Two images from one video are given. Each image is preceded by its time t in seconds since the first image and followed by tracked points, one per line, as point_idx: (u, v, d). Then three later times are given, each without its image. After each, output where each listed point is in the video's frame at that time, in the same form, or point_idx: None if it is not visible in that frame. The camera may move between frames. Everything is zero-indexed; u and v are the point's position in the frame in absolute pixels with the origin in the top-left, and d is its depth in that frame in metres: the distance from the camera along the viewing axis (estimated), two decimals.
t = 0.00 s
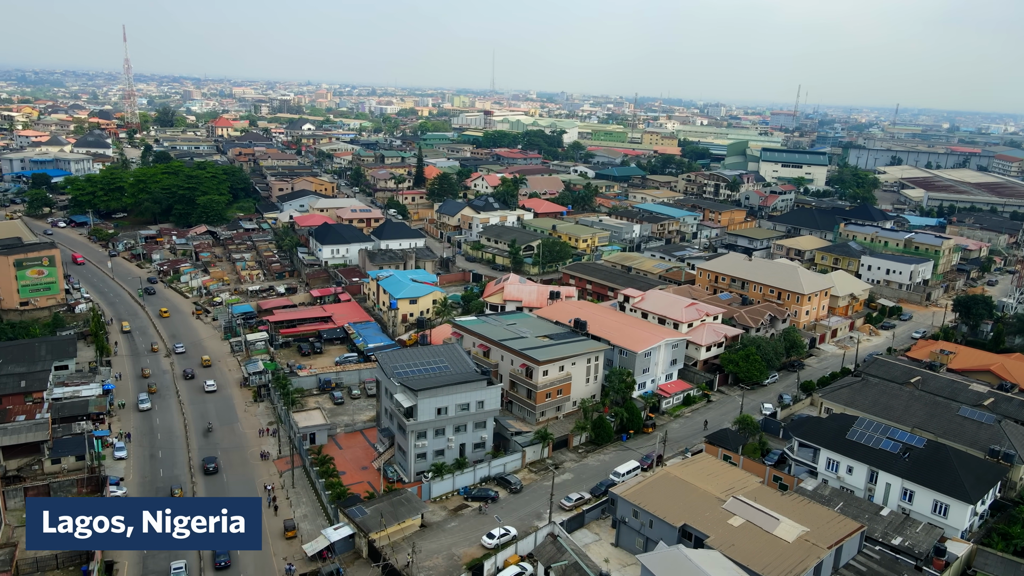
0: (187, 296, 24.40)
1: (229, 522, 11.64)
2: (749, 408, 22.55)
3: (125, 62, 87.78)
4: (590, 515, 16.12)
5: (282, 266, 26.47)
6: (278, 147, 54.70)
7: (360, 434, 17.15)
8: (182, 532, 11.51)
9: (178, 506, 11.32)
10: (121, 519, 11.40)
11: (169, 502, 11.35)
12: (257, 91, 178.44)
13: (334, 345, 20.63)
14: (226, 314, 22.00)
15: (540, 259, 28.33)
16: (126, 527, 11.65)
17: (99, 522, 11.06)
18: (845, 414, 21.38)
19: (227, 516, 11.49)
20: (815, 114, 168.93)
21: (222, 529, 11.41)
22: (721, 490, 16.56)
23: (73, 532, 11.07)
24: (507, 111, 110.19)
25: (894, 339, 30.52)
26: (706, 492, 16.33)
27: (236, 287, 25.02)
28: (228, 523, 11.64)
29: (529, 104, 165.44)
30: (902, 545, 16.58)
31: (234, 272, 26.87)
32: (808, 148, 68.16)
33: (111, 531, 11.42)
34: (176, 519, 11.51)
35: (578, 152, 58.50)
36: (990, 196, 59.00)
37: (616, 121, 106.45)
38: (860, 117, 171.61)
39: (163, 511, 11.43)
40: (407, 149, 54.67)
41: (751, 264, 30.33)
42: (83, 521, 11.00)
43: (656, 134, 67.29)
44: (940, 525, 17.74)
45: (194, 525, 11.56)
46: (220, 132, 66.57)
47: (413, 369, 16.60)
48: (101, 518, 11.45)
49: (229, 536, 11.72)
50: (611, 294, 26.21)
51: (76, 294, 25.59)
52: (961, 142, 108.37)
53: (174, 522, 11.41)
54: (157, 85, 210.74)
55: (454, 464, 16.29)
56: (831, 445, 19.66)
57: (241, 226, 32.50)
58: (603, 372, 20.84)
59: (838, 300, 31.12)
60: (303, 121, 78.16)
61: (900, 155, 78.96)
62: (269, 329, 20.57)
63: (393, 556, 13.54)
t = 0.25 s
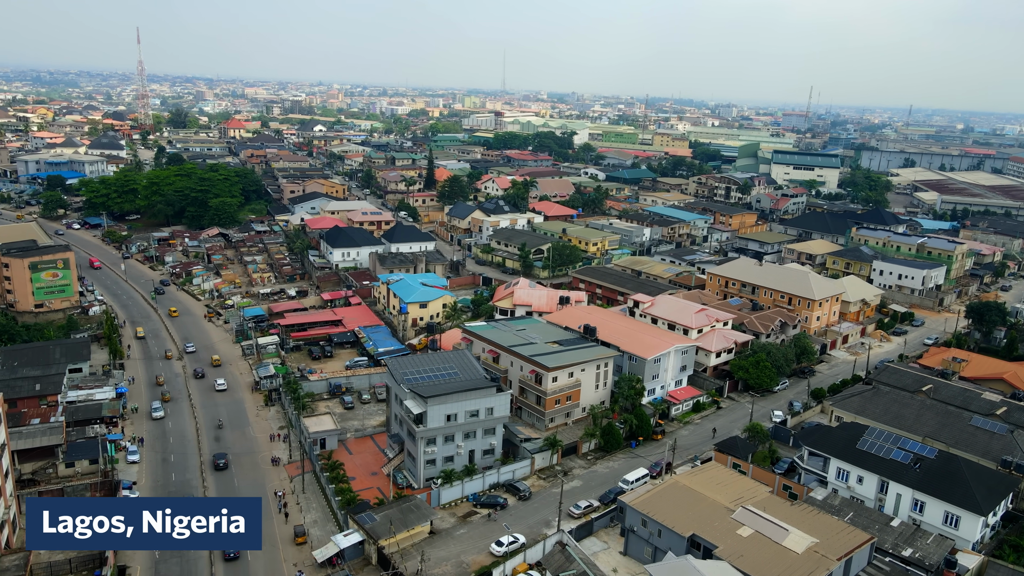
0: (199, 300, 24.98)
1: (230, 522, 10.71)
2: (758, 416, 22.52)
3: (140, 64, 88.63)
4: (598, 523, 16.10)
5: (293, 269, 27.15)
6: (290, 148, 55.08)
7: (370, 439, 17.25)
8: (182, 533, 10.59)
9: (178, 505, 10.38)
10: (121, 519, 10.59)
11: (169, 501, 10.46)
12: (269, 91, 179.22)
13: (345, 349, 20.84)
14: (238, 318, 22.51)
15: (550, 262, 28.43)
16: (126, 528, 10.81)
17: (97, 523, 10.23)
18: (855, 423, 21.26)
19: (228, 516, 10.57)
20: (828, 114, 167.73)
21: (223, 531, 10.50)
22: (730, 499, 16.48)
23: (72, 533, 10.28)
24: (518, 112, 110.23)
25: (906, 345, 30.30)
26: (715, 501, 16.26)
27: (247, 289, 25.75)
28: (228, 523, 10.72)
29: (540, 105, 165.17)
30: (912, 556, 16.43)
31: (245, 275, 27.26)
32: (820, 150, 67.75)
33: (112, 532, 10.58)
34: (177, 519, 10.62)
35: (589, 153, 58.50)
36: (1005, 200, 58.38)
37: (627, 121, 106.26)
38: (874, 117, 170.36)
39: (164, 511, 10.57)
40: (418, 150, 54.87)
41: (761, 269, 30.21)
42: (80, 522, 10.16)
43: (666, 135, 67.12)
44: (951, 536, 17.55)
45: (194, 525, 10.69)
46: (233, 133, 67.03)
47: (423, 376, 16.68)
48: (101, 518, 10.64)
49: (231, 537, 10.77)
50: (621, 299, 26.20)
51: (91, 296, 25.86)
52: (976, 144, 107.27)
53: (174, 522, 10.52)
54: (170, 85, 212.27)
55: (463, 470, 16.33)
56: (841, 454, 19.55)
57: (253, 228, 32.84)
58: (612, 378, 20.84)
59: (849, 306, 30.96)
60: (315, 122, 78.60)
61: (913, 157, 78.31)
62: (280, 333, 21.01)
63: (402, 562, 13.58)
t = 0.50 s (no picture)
0: (212, 302, 25.26)
1: (231, 522, 10.32)
2: (768, 423, 22.45)
3: (154, 66, 89.33)
4: (607, 532, 16.04)
5: (304, 272, 27.46)
6: (302, 150, 55.38)
7: (380, 445, 17.32)
8: (182, 533, 10.29)
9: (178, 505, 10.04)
10: (121, 519, 10.25)
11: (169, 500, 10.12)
12: (281, 92, 179.90)
13: (355, 354, 21.05)
14: (250, 321, 22.85)
15: (560, 267, 28.48)
16: (127, 527, 10.48)
17: (96, 523, 9.91)
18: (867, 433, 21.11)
19: (228, 516, 10.17)
20: (842, 115, 166.40)
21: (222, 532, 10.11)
22: (740, 510, 16.40)
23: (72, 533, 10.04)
24: (529, 113, 110.21)
25: (918, 352, 30.05)
26: (725, 512, 16.16)
27: (259, 292, 26.06)
28: (228, 524, 10.32)
29: (551, 106, 164.93)
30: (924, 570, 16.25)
31: (257, 278, 27.55)
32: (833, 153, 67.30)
33: (111, 532, 10.27)
34: (177, 519, 10.30)
35: (600, 156, 58.42)
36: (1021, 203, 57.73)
37: (638, 123, 105.98)
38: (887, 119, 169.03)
39: (163, 511, 10.24)
40: (429, 152, 54.99)
41: (773, 275, 30.07)
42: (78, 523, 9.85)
43: (677, 137, 66.92)
44: (963, 549, 17.36)
45: (194, 525, 10.37)
46: (245, 135, 67.41)
47: (434, 383, 16.74)
48: (101, 518, 10.36)
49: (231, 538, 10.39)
50: (631, 304, 26.17)
51: (104, 299, 26.06)
52: (991, 146, 106.08)
53: (174, 522, 10.20)
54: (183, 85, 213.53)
55: (472, 478, 16.36)
56: (852, 464, 19.40)
57: (265, 231, 33.14)
58: (622, 385, 20.82)
59: (861, 312, 30.75)
60: (326, 123, 78.92)
61: (927, 160, 77.61)
62: (291, 337, 21.24)
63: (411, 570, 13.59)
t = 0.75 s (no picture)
0: (224, 305, 25.52)
1: (230, 522, 10.18)
2: (778, 430, 22.36)
3: (168, 69, 89.91)
4: (616, 541, 15.99)
5: (316, 275, 27.64)
6: (314, 152, 55.62)
7: (390, 450, 17.40)
8: (182, 533, 10.21)
9: (178, 506, 9.97)
10: (121, 519, 10.16)
11: (169, 501, 10.05)
12: (292, 93, 180.70)
13: (366, 358, 21.24)
14: (262, 324, 23.13)
15: (570, 271, 28.51)
16: (127, 528, 10.39)
17: (96, 523, 9.81)
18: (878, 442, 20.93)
19: (228, 516, 10.04)
20: (855, 117, 165.03)
21: (222, 532, 9.97)
22: (750, 520, 16.31)
23: (73, 533, 9.94)
24: (540, 115, 110.12)
25: (931, 359, 29.78)
26: (734, 522, 16.07)
27: (271, 295, 26.29)
28: (228, 524, 10.18)
29: (562, 107, 164.71)
30: None
31: (269, 281, 27.79)
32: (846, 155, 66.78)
33: (111, 532, 10.18)
34: (178, 519, 10.23)
35: (611, 158, 58.29)
36: None
37: (650, 124, 105.59)
38: (902, 120, 167.50)
39: (164, 511, 10.21)
40: (440, 155, 55.09)
41: (784, 280, 29.90)
42: (79, 523, 9.78)
43: (689, 140, 66.70)
44: (974, 561, 17.11)
45: (194, 525, 10.28)
46: (258, 137, 67.79)
47: (444, 390, 16.82)
48: (102, 518, 10.28)
49: (230, 538, 10.26)
50: (641, 309, 26.14)
51: (118, 302, 26.30)
52: (1007, 148, 104.89)
53: (175, 522, 10.12)
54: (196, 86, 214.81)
55: (482, 484, 16.39)
56: (862, 474, 19.20)
57: (277, 234, 33.39)
58: (632, 392, 20.80)
59: (873, 318, 30.53)
60: (338, 125, 79.19)
61: (942, 162, 76.83)
62: (303, 340, 21.40)
63: None
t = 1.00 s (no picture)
0: (238, 309, 25.80)
1: (230, 522, 9.78)
2: (791, 440, 22.26)
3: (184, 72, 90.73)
4: (627, 551, 15.92)
5: (329, 279, 27.86)
6: (328, 155, 55.93)
7: (402, 457, 17.50)
8: (182, 533, 9.73)
9: (178, 505, 9.51)
10: (121, 519, 9.69)
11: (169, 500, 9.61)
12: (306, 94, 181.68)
13: (378, 363, 21.45)
14: (275, 329, 23.36)
15: (582, 276, 28.53)
16: (127, 527, 9.92)
17: (96, 523, 9.35)
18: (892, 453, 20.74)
19: (228, 516, 9.63)
20: (870, 117, 163.67)
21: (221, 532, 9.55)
22: (761, 532, 16.20)
23: (72, 533, 9.49)
24: (552, 116, 110.09)
25: (946, 368, 29.48)
26: (746, 533, 15.95)
27: (284, 299, 26.53)
28: (228, 524, 9.77)
29: (575, 108, 164.49)
30: None
31: (282, 285, 28.04)
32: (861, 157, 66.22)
33: (111, 532, 9.69)
34: (177, 519, 9.78)
35: (624, 160, 58.18)
36: None
37: (663, 126, 105.19)
38: (918, 121, 165.85)
39: (164, 510, 9.75)
40: (453, 157, 55.24)
41: (797, 287, 29.72)
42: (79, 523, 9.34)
43: (702, 142, 66.43)
44: None
45: (195, 525, 9.82)
46: (272, 139, 68.24)
47: (456, 398, 16.88)
48: (102, 518, 9.81)
49: (230, 538, 9.80)
50: (653, 315, 26.09)
51: (134, 305, 26.57)
52: None
53: (174, 522, 9.66)
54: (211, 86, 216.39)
55: (493, 492, 16.42)
56: (875, 486, 18.89)
57: (291, 237, 33.67)
58: (643, 400, 20.78)
59: (887, 325, 30.27)
60: (351, 126, 79.53)
61: (958, 164, 76.00)
62: (316, 346, 21.64)
63: None
